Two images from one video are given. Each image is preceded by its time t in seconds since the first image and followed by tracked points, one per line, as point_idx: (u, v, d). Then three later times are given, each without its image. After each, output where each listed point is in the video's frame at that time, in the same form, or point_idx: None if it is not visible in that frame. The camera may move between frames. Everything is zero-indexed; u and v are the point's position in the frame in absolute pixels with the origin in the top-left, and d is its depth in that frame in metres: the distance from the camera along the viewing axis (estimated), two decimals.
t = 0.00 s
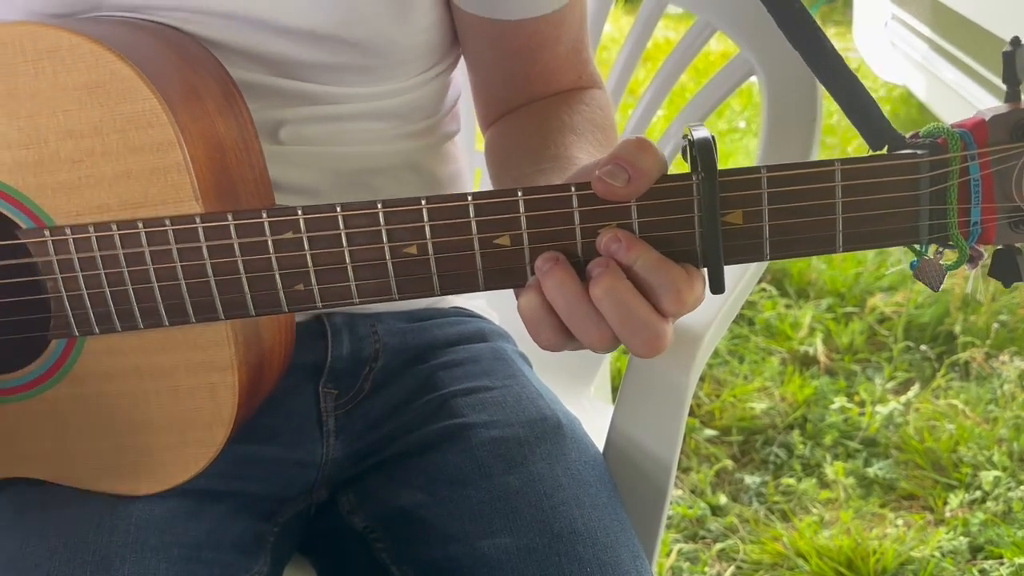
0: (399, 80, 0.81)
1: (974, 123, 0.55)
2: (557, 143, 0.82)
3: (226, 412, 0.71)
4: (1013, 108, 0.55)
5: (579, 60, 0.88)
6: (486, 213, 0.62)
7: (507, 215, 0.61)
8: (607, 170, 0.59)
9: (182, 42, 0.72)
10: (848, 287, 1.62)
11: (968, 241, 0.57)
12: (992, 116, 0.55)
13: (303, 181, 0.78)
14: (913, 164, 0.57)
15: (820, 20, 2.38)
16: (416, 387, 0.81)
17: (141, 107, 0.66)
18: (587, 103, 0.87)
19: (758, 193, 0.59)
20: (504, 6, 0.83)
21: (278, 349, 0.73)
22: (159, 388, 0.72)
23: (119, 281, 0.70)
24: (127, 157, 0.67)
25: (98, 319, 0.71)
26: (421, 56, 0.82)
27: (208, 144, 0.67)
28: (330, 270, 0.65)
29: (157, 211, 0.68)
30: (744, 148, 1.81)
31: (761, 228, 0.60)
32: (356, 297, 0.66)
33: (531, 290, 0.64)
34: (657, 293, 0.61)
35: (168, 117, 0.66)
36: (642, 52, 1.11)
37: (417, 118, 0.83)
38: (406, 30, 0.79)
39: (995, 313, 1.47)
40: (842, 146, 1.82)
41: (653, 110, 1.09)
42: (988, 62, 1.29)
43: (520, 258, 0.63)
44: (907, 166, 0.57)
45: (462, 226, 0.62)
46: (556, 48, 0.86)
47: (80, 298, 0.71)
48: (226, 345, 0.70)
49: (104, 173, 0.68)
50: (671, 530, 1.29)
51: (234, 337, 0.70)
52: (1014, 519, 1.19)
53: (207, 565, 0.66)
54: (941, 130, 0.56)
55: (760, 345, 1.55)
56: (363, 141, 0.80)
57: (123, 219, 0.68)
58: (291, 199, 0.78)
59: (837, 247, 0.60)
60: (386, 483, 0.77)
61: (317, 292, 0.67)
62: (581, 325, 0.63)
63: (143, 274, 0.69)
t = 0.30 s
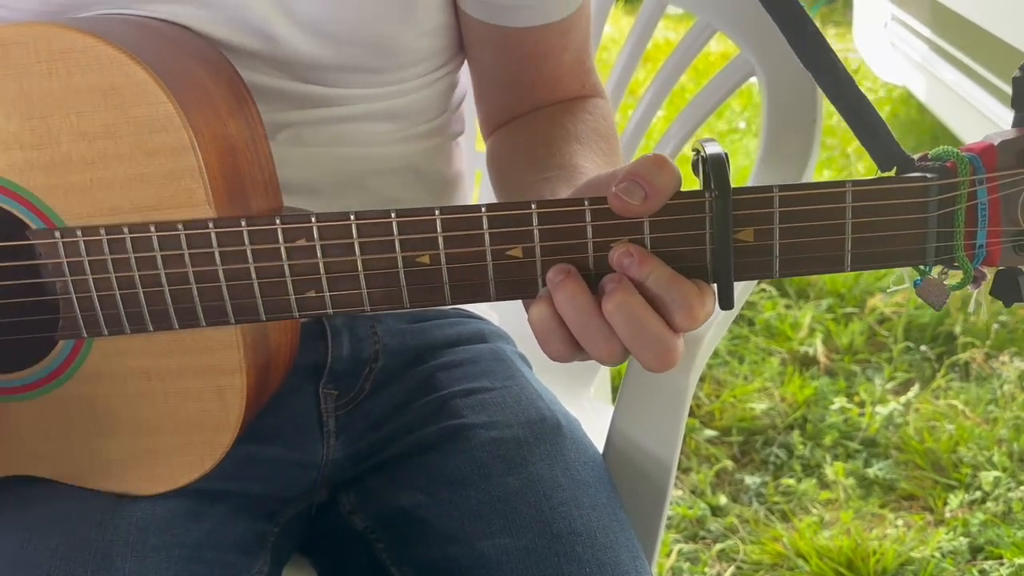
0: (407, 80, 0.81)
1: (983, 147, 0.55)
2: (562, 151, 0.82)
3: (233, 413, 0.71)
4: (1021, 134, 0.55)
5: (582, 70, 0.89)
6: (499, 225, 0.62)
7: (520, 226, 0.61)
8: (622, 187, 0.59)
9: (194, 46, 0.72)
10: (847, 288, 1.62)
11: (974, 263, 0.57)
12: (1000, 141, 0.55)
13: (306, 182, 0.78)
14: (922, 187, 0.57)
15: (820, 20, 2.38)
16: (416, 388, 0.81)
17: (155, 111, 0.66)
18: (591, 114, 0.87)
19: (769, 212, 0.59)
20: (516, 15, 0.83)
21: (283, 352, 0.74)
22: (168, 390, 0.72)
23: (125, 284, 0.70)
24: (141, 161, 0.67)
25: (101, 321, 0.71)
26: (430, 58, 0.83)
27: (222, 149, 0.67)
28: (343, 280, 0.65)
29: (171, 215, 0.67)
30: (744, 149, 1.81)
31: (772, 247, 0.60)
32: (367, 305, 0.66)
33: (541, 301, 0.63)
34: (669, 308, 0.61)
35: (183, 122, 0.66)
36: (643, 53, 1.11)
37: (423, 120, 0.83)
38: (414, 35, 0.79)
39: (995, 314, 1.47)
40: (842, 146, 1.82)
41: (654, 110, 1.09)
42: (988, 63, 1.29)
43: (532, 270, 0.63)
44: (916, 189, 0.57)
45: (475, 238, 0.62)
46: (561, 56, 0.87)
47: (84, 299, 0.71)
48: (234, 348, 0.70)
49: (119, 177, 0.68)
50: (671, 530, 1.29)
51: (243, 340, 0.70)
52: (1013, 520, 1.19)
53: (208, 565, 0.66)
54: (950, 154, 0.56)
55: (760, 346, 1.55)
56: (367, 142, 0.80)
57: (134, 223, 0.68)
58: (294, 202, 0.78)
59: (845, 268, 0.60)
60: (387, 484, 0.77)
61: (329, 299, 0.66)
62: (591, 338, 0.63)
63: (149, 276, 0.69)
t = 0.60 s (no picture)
0: (416, 87, 0.82)
1: (998, 176, 0.56)
2: (566, 163, 0.83)
3: (239, 423, 0.70)
4: None
5: (589, 84, 0.89)
6: (509, 243, 0.62)
7: (531, 244, 0.62)
8: (634, 209, 0.59)
9: (200, 48, 0.70)
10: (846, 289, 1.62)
11: (986, 290, 0.57)
12: (1016, 170, 0.55)
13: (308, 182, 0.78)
14: (936, 215, 0.57)
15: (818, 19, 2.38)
16: (417, 388, 0.81)
17: (165, 120, 0.65)
18: (597, 127, 0.87)
19: (781, 235, 0.59)
20: (527, 27, 0.84)
21: (287, 358, 0.74)
22: (172, 397, 0.71)
23: (128, 292, 0.69)
24: (150, 168, 0.66)
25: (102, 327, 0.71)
26: (437, 65, 0.84)
27: (231, 157, 0.67)
28: (350, 288, 0.65)
29: (177, 224, 0.67)
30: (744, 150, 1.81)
31: (784, 271, 0.60)
32: (376, 321, 0.66)
33: (552, 321, 0.64)
34: (679, 332, 0.61)
35: (191, 130, 0.65)
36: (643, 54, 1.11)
37: (429, 123, 0.85)
38: (424, 45, 0.80)
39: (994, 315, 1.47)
40: (841, 146, 1.83)
41: (654, 110, 1.09)
42: (988, 62, 1.29)
43: (541, 288, 0.63)
44: (929, 217, 0.57)
45: (485, 254, 0.62)
46: (569, 70, 0.87)
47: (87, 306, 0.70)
48: (241, 358, 0.69)
49: (126, 184, 0.67)
50: (671, 530, 1.29)
51: (251, 348, 0.69)
52: (1013, 520, 1.19)
53: (211, 565, 0.66)
54: (965, 181, 0.56)
55: (759, 346, 1.55)
56: (375, 147, 0.80)
57: (142, 232, 0.67)
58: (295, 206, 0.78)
59: (858, 292, 0.60)
60: (388, 485, 0.77)
61: (337, 312, 0.66)
62: (600, 360, 0.63)
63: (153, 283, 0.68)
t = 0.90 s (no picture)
0: (422, 90, 0.82)
1: (1000, 188, 0.56)
2: (568, 167, 0.83)
3: (243, 424, 0.70)
4: None
5: (592, 87, 0.89)
6: (517, 248, 0.62)
7: (538, 249, 0.62)
8: (640, 215, 0.59)
9: (207, 48, 0.70)
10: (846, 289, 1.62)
11: (986, 300, 0.58)
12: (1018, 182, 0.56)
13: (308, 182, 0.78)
14: (940, 226, 0.57)
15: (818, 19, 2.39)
16: (418, 388, 0.81)
17: (175, 120, 0.65)
18: (602, 132, 0.88)
19: (788, 244, 0.59)
20: (529, 30, 0.84)
21: (289, 360, 0.74)
22: (176, 398, 0.71)
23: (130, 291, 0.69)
24: (159, 170, 0.66)
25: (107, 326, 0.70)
26: (442, 68, 0.84)
27: (239, 157, 0.67)
28: (354, 290, 0.65)
29: (187, 226, 0.67)
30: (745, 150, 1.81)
31: (788, 279, 0.60)
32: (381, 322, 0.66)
33: (558, 325, 0.63)
34: (684, 339, 0.61)
35: (200, 130, 0.65)
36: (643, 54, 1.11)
37: (432, 126, 0.85)
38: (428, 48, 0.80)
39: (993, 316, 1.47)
40: (841, 146, 1.83)
41: (654, 111, 1.09)
42: (988, 63, 1.29)
43: (548, 292, 0.63)
44: (933, 227, 0.57)
45: (492, 259, 0.62)
46: (574, 74, 0.88)
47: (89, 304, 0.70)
48: (246, 358, 0.69)
49: (134, 184, 0.67)
50: (670, 530, 1.29)
51: (256, 348, 0.69)
52: (1012, 520, 1.19)
53: (212, 565, 0.66)
54: (968, 193, 0.57)
55: (760, 346, 1.55)
56: (382, 150, 0.80)
57: (150, 232, 0.67)
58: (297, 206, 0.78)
59: (859, 300, 0.61)
60: (385, 484, 0.77)
61: (343, 313, 0.66)
62: (606, 365, 0.63)
63: (155, 283, 0.68)
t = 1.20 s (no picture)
0: (421, 89, 0.83)
1: (993, 180, 0.55)
2: (568, 165, 0.83)
3: (240, 421, 0.70)
4: None
5: (587, 88, 0.90)
6: (511, 240, 0.62)
7: (532, 242, 0.62)
8: (633, 207, 0.59)
9: (210, 50, 0.70)
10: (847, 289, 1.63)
11: (980, 291, 0.58)
12: (1010, 173, 0.55)
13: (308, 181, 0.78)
14: (931, 217, 0.57)
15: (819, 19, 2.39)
16: (418, 387, 0.81)
17: (173, 117, 0.65)
18: (597, 133, 0.88)
19: (780, 236, 0.59)
20: (526, 31, 0.84)
21: (288, 358, 0.74)
22: (175, 395, 0.71)
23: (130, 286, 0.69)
24: (158, 165, 0.66)
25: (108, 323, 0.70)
26: (440, 68, 0.84)
27: (235, 156, 0.67)
28: (354, 288, 0.65)
29: (185, 221, 0.67)
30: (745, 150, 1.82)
31: (781, 271, 0.60)
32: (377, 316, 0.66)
33: (553, 318, 0.63)
34: (678, 329, 0.61)
35: (199, 127, 0.65)
36: (643, 54, 1.11)
37: (431, 124, 0.85)
38: (428, 48, 0.80)
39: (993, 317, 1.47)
40: (842, 146, 1.83)
41: (654, 111, 1.09)
42: (989, 63, 1.29)
43: (544, 285, 0.63)
44: (925, 219, 0.57)
45: (488, 252, 0.62)
46: (571, 71, 0.88)
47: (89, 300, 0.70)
48: (244, 354, 0.70)
49: (133, 180, 0.67)
50: (671, 531, 1.29)
51: (253, 343, 0.70)
52: (1013, 520, 1.19)
53: (212, 564, 0.66)
54: (959, 184, 0.56)
55: (760, 346, 1.55)
56: (379, 147, 0.80)
57: (148, 227, 0.67)
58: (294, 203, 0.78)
59: (853, 292, 0.60)
60: (387, 483, 0.77)
61: (339, 308, 0.66)
62: (601, 353, 0.62)
63: (155, 279, 0.68)
